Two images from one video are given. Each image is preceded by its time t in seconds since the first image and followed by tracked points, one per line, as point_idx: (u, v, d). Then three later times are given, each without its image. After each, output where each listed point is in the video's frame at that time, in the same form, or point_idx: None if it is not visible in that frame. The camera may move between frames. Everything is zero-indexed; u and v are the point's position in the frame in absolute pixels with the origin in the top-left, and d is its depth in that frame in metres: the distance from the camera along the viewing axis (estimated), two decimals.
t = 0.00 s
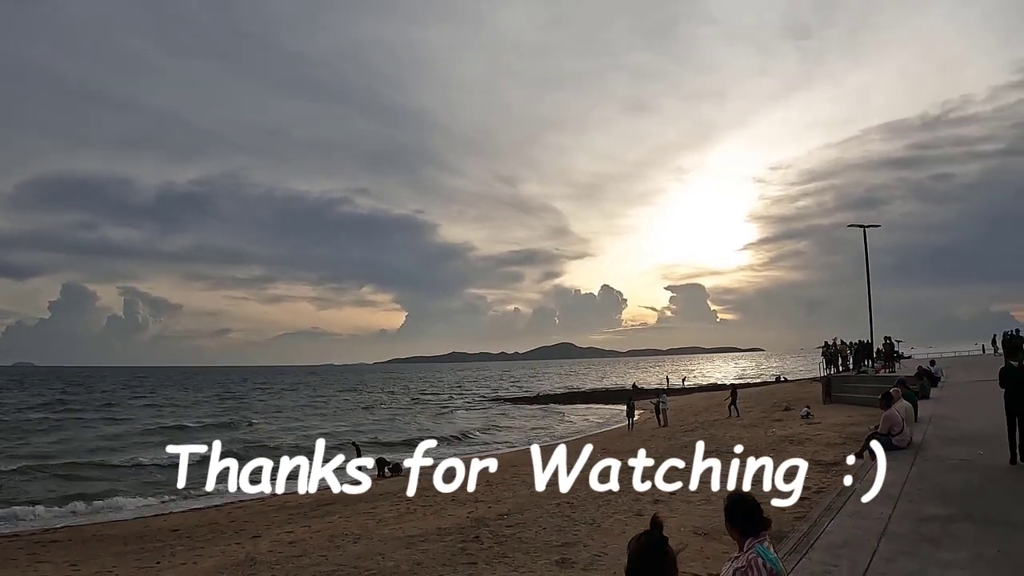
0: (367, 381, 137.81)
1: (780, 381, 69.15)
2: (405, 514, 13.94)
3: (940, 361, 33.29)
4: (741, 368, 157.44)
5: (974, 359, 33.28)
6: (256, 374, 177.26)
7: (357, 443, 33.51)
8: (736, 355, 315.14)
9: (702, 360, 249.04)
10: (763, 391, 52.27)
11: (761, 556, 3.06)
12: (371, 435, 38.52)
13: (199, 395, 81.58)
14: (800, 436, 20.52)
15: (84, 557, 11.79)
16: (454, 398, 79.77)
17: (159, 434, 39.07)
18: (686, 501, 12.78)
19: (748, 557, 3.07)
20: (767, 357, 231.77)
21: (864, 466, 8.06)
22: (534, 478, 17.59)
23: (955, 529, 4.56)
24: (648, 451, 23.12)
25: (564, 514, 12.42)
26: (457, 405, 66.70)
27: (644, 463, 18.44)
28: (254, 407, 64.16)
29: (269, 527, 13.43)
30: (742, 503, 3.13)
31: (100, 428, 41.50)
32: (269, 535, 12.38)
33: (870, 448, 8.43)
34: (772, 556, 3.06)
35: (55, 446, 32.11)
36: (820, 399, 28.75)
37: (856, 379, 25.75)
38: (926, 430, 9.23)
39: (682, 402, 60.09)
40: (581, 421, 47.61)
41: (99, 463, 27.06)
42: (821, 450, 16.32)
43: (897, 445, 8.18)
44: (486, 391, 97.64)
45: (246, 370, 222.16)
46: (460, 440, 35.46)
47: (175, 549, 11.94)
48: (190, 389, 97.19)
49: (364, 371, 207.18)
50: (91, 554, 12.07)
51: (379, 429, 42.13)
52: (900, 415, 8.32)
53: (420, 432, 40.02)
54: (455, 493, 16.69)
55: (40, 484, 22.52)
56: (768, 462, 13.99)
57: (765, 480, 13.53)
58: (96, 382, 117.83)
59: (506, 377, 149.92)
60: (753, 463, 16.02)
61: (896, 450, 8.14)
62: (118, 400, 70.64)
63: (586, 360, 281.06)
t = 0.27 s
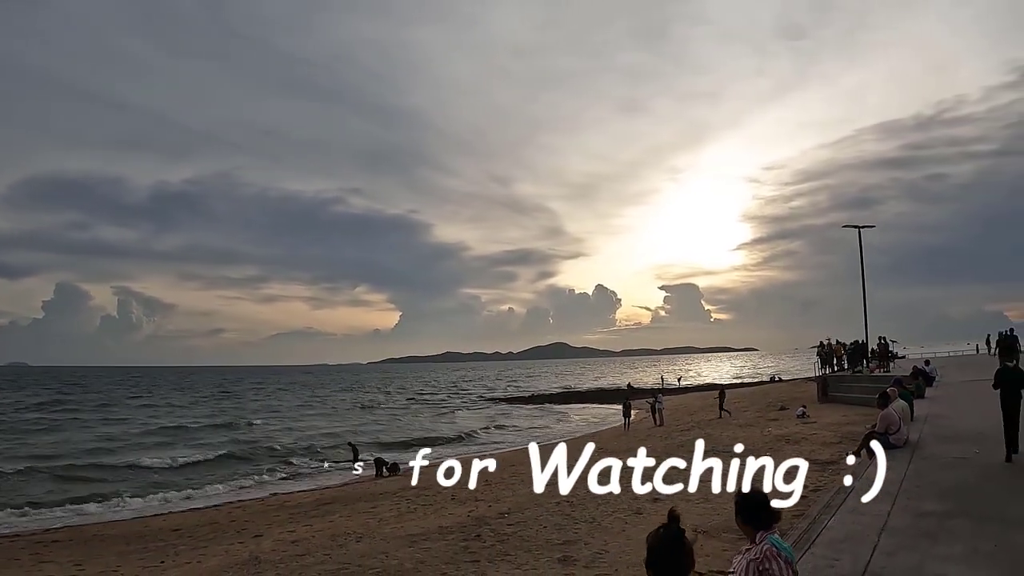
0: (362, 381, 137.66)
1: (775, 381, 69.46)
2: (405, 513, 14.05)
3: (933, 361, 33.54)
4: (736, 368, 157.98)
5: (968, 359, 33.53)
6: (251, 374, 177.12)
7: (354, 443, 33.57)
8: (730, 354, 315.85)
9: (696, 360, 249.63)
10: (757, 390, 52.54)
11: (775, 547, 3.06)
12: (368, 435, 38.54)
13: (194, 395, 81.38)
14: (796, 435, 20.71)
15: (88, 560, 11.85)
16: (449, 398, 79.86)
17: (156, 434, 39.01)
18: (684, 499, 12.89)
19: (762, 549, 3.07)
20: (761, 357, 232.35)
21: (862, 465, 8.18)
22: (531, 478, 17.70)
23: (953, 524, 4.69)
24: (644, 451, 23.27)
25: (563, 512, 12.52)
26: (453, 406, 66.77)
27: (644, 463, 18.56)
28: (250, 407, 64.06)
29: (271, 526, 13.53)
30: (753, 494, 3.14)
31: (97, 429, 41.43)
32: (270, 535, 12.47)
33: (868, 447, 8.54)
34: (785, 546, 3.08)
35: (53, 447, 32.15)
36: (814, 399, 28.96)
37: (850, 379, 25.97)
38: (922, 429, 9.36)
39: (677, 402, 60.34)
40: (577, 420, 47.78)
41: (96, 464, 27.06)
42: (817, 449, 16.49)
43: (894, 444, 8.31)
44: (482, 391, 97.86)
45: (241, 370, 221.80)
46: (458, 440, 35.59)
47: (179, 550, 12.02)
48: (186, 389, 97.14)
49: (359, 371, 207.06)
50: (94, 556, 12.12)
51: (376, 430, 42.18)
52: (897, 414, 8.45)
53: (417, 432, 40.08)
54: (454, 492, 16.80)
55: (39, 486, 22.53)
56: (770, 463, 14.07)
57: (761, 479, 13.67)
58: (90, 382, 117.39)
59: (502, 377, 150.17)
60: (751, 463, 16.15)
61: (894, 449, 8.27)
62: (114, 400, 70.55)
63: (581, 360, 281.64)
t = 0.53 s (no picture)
0: (356, 380, 137.40)
1: (768, 379, 69.80)
2: (405, 510, 14.11)
3: (925, 360, 33.82)
4: (729, 367, 158.51)
5: (959, 357, 33.88)
6: (244, 373, 176.58)
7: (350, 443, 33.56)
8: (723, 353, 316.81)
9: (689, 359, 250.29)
10: (751, 389, 52.80)
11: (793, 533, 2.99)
12: (363, 434, 38.51)
13: (187, 394, 81.08)
14: (791, 433, 20.88)
15: (90, 559, 11.86)
16: (444, 397, 79.82)
17: (150, 434, 38.88)
18: (682, 496, 13.02)
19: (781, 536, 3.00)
20: (754, 355, 233.12)
21: (861, 461, 8.30)
22: (529, 476, 17.79)
23: (954, 517, 4.80)
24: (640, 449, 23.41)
25: (563, 509, 12.62)
26: (447, 405, 66.79)
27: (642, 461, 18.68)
28: (244, 406, 63.92)
29: (272, 524, 13.58)
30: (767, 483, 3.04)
31: (90, 429, 41.26)
32: (272, 533, 12.52)
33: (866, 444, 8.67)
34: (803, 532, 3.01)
35: (48, 447, 32.03)
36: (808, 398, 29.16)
37: (844, 378, 26.19)
38: (918, 425, 9.50)
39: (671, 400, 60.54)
40: (572, 419, 47.93)
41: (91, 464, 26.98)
42: (812, 446, 16.67)
43: (891, 440, 8.44)
44: (476, 390, 97.83)
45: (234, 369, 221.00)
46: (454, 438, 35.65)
47: (180, 548, 12.05)
48: (179, 388, 96.61)
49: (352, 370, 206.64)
50: (94, 555, 12.13)
51: (371, 429, 42.19)
52: (894, 411, 8.57)
53: (412, 431, 40.10)
54: (453, 490, 16.87)
55: (35, 487, 22.45)
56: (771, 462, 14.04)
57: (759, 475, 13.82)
58: (82, 381, 116.73)
59: (496, 376, 150.26)
60: (747, 460, 16.31)
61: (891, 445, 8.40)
62: (107, 399, 70.24)
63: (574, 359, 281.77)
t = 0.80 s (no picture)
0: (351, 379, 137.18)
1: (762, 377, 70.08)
2: (407, 508, 14.18)
3: (919, 357, 34.06)
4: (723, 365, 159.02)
5: (953, 355, 34.13)
6: (238, 371, 176.12)
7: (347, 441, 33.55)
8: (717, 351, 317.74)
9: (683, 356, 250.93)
10: (746, 386, 52.98)
11: (811, 526, 3.09)
12: (360, 432, 38.51)
13: (181, 393, 80.75)
14: (787, 430, 21.03)
15: (92, 558, 11.88)
16: (439, 395, 79.76)
17: (145, 433, 38.76)
18: (682, 492, 13.13)
19: (800, 528, 3.09)
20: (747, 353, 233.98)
21: (862, 457, 8.40)
22: (529, 473, 17.88)
23: (958, 510, 4.91)
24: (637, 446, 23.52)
25: (564, 506, 12.70)
26: (443, 403, 66.78)
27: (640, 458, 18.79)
28: (238, 405, 63.80)
29: (274, 522, 13.62)
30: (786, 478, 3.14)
31: (85, 429, 41.11)
32: (275, 531, 12.57)
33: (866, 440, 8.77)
34: (820, 525, 3.11)
35: (43, 447, 31.89)
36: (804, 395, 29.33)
37: (840, 375, 26.36)
38: (916, 421, 9.62)
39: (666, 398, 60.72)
40: (568, 417, 48.04)
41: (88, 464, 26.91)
42: (809, 443, 16.81)
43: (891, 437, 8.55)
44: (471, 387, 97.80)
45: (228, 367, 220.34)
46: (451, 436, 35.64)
47: (183, 547, 12.08)
48: (173, 387, 96.22)
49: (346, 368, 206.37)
50: (97, 555, 12.14)
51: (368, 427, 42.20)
52: (894, 407, 8.68)
53: (409, 429, 40.10)
54: (452, 487, 16.93)
55: (31, 487, 22.37)
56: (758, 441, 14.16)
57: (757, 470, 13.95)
58: (75, 380, 116.18)
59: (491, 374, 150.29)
60: (745, 456, 16.45)
61: (890, 441, 8.52)
62: (101, 399, 69.92)
63: (569, 357, 281.98)
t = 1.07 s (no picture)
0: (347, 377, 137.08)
1: (758, 374, 70.29)
2: (410, 506, 14.26)
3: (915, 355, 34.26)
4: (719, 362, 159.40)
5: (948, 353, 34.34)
6: (233, 370, 175.78)
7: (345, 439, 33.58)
8: (712, 349, 318.38)
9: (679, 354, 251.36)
10: (743, 384, 53.19)
11: (827, 519, 3.21)
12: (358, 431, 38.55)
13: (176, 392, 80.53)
14: (785, 428, 21.18)
15: (98, 557, 11.93)
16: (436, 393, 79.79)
17: (143, 433, 38.69)
18: (684, 489, 13.26)
19: (817, 520, 3.21)
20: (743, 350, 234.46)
21: (863, 454, 8.54)
22: (530, 470, 17.98)
23: (962, 504, 5.03)
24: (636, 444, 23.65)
25: (567, 504, 12.81)
26: (440, 401, 66.81)
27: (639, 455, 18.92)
28: (235, 404, 63.70)
29: (278, 520, 13.69)
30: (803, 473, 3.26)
31: (82, 428, 41.03)
32: (279, 529, 12.65)
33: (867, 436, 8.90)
34: (836, 518, 3.23)
35: (41, 447, 31.81)
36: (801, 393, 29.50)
37: (836, 373, 26.52)
38: (915, 418, 9.76)
39: (663, 396, 60.88)
40: (565, 415, 48.18)
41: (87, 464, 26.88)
42: (807, 440, 16.97)
43: (892, 433, 8.68)
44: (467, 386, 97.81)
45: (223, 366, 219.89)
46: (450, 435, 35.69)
47: (189, 545, 12.15)
48: (169, 386, 95.94)
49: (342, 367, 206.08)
50: (103, 554, 12.20)
51: (366, 425, 42.23)
52: (895, 405, 8.81)
53: (407, 427, 40.17)
54: (454, 485, 17.02)
55: (31, 487, 22.36)
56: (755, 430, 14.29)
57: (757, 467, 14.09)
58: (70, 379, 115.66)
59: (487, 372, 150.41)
60: (744, 453, 16.59)
61: (891, 438, 8.65)
62: (96, 398, 69.72)
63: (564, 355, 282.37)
